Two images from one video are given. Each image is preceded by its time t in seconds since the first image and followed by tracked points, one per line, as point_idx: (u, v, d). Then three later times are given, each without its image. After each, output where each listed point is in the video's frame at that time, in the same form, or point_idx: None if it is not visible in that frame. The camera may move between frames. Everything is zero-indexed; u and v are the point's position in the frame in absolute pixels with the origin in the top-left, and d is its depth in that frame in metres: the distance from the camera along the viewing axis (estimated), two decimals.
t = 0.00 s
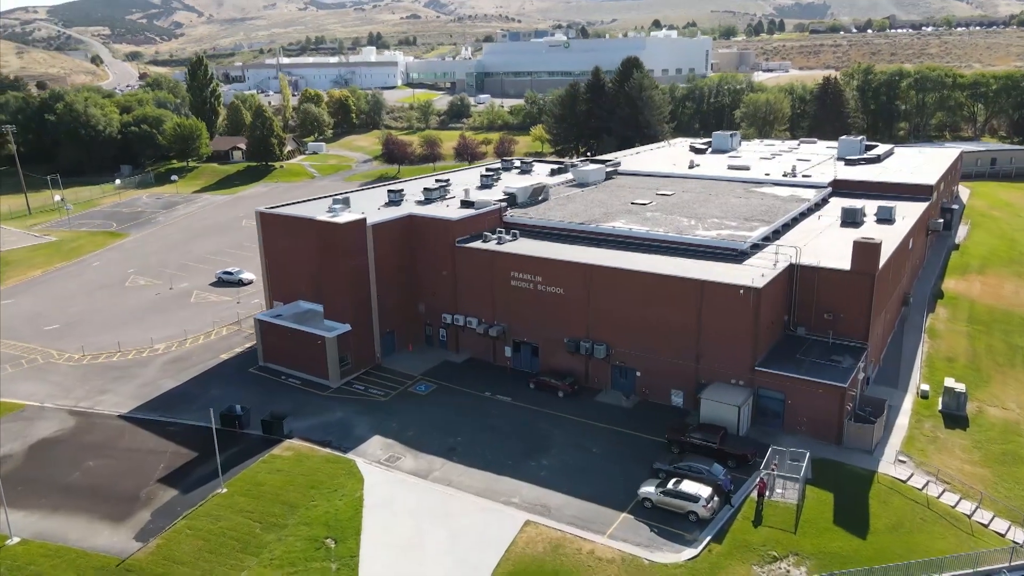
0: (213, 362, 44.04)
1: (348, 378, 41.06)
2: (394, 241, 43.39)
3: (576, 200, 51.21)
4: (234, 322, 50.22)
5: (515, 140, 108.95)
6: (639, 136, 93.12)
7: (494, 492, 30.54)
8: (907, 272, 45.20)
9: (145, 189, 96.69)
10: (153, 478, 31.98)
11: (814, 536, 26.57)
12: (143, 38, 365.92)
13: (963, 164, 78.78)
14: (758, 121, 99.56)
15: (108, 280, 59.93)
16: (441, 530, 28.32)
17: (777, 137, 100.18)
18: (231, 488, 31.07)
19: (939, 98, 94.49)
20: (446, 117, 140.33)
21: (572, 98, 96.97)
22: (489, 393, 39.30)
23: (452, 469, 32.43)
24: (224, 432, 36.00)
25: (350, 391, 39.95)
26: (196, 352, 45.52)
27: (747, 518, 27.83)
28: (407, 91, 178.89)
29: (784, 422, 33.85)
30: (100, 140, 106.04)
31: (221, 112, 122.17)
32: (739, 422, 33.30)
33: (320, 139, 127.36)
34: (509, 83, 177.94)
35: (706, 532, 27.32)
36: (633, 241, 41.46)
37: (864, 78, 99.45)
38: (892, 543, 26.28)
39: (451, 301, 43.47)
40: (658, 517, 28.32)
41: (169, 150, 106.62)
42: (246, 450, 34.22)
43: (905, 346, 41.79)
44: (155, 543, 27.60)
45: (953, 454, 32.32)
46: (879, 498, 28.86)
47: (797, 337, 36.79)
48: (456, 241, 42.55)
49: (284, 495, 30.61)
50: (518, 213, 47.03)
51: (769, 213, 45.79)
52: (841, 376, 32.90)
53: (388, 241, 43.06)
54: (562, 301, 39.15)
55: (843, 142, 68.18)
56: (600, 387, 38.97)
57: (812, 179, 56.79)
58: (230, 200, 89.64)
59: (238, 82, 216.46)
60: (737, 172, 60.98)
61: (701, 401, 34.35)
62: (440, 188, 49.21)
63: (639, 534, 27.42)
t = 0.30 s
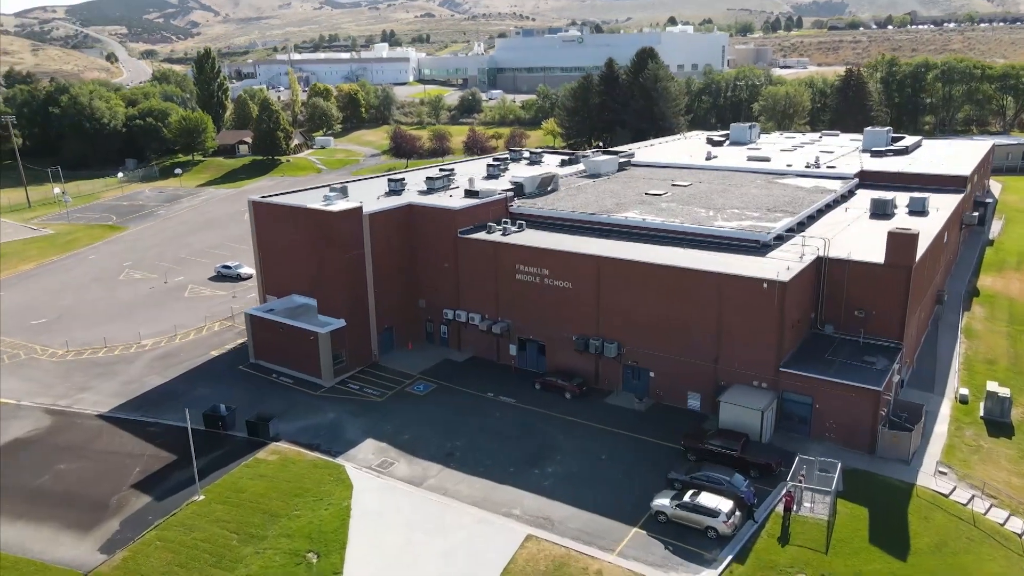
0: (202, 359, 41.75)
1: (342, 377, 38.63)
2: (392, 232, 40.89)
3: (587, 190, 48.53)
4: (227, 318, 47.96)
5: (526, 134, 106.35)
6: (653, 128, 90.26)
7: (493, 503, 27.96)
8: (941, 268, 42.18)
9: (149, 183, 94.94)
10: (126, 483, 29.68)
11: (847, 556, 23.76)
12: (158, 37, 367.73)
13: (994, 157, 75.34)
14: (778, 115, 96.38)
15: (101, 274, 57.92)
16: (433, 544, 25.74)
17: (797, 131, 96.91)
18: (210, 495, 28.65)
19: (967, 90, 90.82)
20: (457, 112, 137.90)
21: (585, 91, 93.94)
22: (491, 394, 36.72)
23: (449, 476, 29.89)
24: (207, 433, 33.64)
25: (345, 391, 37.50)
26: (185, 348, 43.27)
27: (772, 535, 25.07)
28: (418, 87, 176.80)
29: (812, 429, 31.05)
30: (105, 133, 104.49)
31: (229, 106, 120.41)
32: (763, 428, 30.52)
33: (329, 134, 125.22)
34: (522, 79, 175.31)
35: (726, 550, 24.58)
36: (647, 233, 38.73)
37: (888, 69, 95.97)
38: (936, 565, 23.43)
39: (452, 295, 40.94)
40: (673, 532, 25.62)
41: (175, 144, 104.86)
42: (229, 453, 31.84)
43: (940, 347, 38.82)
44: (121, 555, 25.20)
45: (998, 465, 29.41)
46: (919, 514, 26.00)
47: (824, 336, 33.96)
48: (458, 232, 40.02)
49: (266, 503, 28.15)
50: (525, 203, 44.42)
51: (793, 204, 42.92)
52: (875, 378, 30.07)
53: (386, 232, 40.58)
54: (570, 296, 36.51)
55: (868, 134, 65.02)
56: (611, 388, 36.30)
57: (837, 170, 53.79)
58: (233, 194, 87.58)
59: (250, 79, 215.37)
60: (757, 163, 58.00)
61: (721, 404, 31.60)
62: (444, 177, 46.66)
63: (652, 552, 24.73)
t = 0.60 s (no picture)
0: (184, 356, 39.33)
1: (330, 376, 36.13)
2: (386, 222, 38.38)
3: (594, 180, 45.89)
4: (215, 313, 45.60)
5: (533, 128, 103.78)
6: (664, 121, 87.46)
7: (487, 516, 25.35)
8: (974, 262, 39.28)
9: (147, 177, 92.97)
10: (89, 491, 27.29)
11: None
12: (168, 37, 368.58)
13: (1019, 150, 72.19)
14: (792, 108, 93.51)
15: (89, 268, 55.74)
16: (418, 562, 23.14)
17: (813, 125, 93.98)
18: (178, 504, 26.18)
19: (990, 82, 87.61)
20: (464, 107, 135.46)
21: (593, 81, 91.61)
22: (490, 395, 34.11)
23: (440, 485, 27.32)
24: (182, 436, 31.19)
25: (333, 391, 35.00)
26: (167, 345, 40.90)
27: (798, 557, 22.34)
28: (425, 83, 174.61)
29: (839, 435, 28.31)
30: (104, 127, 102.64)
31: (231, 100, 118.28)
32: (785, 435, 27.79)
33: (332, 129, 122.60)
34: (530, 74, 172.81)
35: (747, 573, 21.88)
36: (657, 223, 36.06)
37: (907, 61, 92.87)
38: None
39: (449, 289, 38.39)
40: (686, 552, 22.95)
41: (175, 138, 102.90)
42: (203, 458, 29.40)
43: (974, 347, 35.97)
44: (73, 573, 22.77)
45: None
46: (962, 533, 23.21)
47: (851, 334, 31.19)
48: (456, 222, 37.49)
49: (238, 515, 25.63)
50: (529, 192, 41.84)
51: (814, 193, 40.15)
52: (908, 380, 27.32)
53: (379, 221, 38.06)
54: (575, 289, 33.90)
55: (890, 124, 62.04)
56: (618, 390, 33.61)
57: (859, 160, 50.94)
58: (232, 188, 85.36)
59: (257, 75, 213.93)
60: (773, 153, 55.16)
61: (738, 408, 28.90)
62: (443, 165, 44.11)
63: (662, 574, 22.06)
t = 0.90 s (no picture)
0: (159, 354, 36.84)
1: (313, 376, 33.60)
2: (374, 211, 35.82)
3: (598, 168, 43.21)
4: (197, 308, 43.19)
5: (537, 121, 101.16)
6: (672, 112, 84.64)
7: (477, 531, 22.76)
8: (1006, 254, 36.50)
9: (140, 171, 90.74)
10: (40, 501, 24.86)
11: None
12: (172, 35, 367.86)
13: None
14: (804, 101, 90.63)
15: (71, 261, 53.47)
16: None
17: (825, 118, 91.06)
18: (135, 517, 23.67)
19: (1010, 73, 84.55)
20: (466, 102, 132.77)
21: (599, 73, 89.07)
22: (484, 397, 31.54)
23: (426, 495, 24.74)
24: (148, 440, 28.68)
25: (315, 391, 32.49)
26: (143, 341, 38.52)
27: None
28: (429, 79, 172.14)
29: (866, 442, 25.64)
30: (98, 120, 100.49)
31: (229, 94, 115.67)
32: (807, 443, 25.12)
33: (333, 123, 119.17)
34: (535, 70, 170.12)
35: None
36: (665, 211, 33.41)
37: (923, 52, 89.92)
38: None
39: (442, 283, 35.83)
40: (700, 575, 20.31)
41: (170, 131, 100.66)
42: (168, 465, 26.92)
43: (1008, 346, 33.23)
44: None
45: None
46: (1012, 555, 20.51)
47: (878, 331, 28.51)
48: (449, 210, 34.91)
49: (200, 529, 23.08)
50: (528, 179, 39.23)
51: (834, 181, 37.44)
52: (944, 381, 24.62)
53: (367, 210, 35.51)
54: (576, 283, 31.30)
55: (909, 113, 59.12)
56: (623, 392, 31.00)
57: (878, 148, 48.17)
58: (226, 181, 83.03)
59: (259, 71, 211.80)
60: (787, 142, 52.31)
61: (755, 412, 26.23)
62: (437, 152, 41.51)
63: None
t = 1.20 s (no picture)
0: (128, 355, 34.39)
1: (291, 379, 31.11)
2: (359, 201, 33.33)
3: (598, 157, 40.69)
4: (174, 307, 40.73)
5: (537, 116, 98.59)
6: (676, 105, 82.36)
7: (461, 555, 20.25)
8: None
9: (130, 166, 88.33)
10: None
11: None
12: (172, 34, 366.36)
13: None
14: (812, 94, 87.98)
15: (47, 257, 51.03)
16: None
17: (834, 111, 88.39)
18: (81, 538, 21.21)
19: None
20: (467, 98, 130.04)
21: (601, 65, 86.60)
22: (474, 402, 29.04)
23: (406, 513, 22.25)
24: (106, 449, 26.25)
25: (292, 396, 29.97)
26: (113, 341, 36.07)
27: None
28: (429, 75, 169.65)
29: (895, 454, 23.12)
30: (88, 115, 98.11)
31: (224, 89, 112.94)
32: (831, 456, 22.57)
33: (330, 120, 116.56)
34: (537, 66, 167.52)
35: None
36: (671, 203, 30.91)
37: (936, 44, 87.27)
38: None
39: (431, 279, 33.35)
40: None
41: (162, 126, 98.21)
42: (125, 478, 24.46)
43: None
44: None
45: None
46: None
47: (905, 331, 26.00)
48: (439, 200, 32.42)
49: (151, 552, 20.60)
50: (525, 168, 36.72)
51: (852, 170, 34.87)
52: (984, 387, 22.09)
53: (350, 200, 33.02)
54: (574, 278, 28.82)
55: (925, 102, 56.37)
56: (625, 397, 28.50)
57: (896, 138, 45.57)
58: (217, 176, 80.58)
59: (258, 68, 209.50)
60: (798, 133, 49.71)
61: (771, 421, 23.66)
62: (428, 140, 38.99)
63: None
